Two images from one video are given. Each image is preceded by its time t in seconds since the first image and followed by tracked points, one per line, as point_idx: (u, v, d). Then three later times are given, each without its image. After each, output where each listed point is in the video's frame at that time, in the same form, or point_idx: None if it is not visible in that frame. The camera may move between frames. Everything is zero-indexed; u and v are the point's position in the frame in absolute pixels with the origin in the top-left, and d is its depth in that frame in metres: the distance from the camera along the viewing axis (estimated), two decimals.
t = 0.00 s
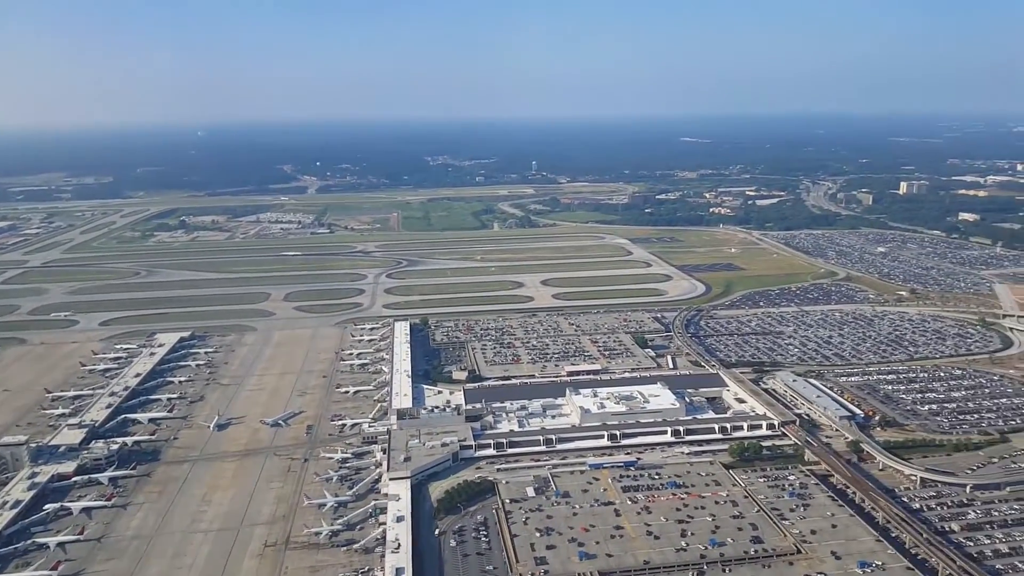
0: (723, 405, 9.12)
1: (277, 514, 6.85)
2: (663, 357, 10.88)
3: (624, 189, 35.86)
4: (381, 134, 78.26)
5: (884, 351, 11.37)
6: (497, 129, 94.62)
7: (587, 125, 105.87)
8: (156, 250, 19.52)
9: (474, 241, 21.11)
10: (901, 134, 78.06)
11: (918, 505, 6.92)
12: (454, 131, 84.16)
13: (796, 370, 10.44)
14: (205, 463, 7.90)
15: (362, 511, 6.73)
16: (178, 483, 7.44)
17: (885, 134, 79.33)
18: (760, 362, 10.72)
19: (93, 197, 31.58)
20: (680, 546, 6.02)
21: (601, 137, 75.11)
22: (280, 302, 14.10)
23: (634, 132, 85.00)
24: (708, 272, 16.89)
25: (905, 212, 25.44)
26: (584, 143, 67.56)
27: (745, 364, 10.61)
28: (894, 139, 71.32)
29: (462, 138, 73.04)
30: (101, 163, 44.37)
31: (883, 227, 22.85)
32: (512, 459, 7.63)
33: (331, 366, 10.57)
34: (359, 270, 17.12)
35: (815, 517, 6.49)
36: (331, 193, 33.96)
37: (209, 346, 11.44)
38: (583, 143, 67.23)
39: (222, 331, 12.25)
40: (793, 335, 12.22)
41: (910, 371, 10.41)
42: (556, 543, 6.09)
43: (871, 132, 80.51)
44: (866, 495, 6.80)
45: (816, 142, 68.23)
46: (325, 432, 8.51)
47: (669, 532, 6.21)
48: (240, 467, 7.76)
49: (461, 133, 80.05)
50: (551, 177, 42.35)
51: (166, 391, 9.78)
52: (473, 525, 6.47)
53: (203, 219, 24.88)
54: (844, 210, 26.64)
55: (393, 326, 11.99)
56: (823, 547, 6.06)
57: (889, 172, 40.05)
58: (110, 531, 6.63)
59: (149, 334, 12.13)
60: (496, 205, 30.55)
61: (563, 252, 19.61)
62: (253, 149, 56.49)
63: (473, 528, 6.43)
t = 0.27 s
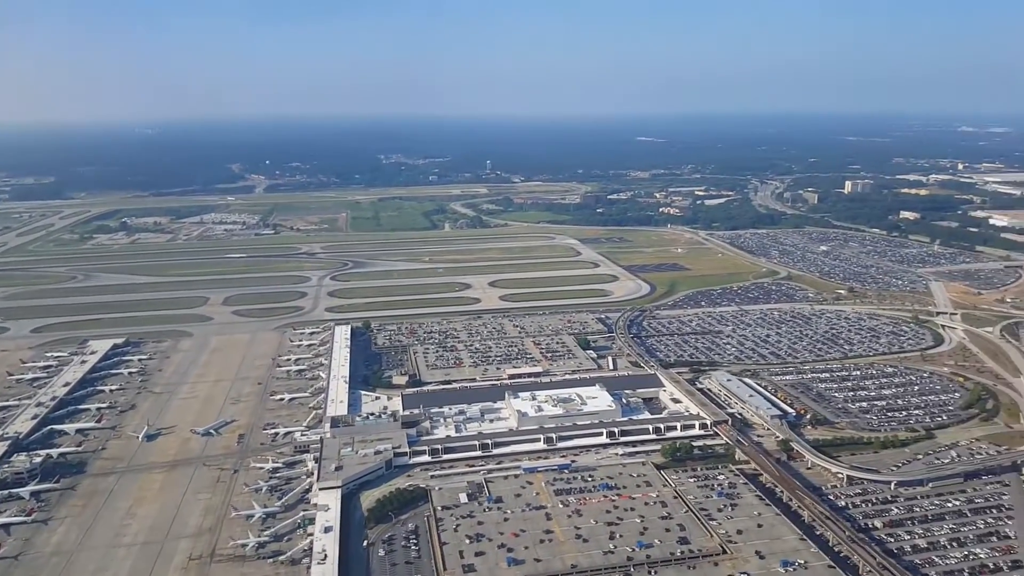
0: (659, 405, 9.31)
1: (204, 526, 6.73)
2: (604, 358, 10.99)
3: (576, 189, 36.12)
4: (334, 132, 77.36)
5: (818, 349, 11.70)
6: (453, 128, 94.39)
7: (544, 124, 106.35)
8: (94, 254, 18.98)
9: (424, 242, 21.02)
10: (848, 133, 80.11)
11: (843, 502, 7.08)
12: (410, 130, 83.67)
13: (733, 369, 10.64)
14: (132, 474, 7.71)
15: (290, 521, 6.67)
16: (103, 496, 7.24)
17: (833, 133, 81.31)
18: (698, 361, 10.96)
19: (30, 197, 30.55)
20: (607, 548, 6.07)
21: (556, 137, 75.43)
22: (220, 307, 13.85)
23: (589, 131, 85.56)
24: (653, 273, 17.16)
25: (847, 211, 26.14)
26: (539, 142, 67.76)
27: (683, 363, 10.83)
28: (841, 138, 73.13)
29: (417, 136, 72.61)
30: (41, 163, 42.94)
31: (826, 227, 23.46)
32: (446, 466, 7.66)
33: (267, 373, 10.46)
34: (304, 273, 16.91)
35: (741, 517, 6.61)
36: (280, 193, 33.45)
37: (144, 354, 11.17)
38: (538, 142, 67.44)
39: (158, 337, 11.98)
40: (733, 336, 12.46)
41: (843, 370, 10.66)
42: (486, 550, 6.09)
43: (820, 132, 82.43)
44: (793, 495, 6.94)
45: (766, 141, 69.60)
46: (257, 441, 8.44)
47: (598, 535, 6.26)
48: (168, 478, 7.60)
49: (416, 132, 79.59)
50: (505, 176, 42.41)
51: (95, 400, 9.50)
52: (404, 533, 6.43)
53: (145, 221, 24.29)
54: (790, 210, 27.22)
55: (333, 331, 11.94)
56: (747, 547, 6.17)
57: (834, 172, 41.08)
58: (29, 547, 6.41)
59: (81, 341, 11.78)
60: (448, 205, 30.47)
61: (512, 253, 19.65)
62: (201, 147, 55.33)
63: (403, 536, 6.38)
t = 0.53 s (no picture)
0: (597, 407, 9.42)
1: (124, 539, 6.51)
2: (545, 360, 11.05)
3: (528, 188, 36.28)
4: (286, 129, 76.28)
5: (755, 348, 11.94)
6: (408, 125, 93.88)
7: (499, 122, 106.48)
8: (26, 255, 18.31)
9: (371, 243, 20.84)
10: (796, 133, 82.02)
11: (772, 503, 7.17)
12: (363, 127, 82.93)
13: (671, 370, 10.75)
14: (52, 486, 7.43)
15: (214, 534, 6.52)
16: (19, 510, 6.94)
17: (781, 132, 83.15)
18: (637, 361, 11.10)
19: None
20: (535, 556, 6.06)
21: (510, 135, 75.58)
22: (156, 310, 13.50)
23: (544, 130, 85.95)
24: (599, 273, 17.34)
25: (791, 211, 26.81)
26: (493, 140, 67.85)
27: (623, 363, 10.95)
28: (789, 138, 74.79)
29: (369, 133, 71.95)
30: None
31: (770, 226, 24.01)
32: (377, 475, 7.63)
33: (199, 379, 10.24)
34: (245, 274, 16.60)
35: (670, 520, 6.66)
36: (227, 192, 32.81)
37: (72, 360, 10.80)
38: (493, 141, 67.54)
39: (89, 342, 11.60)
40: (674, 337, 12.61)
41: (779, 369, 10.85)
42: (413, 560, 6.03)
43: (769, 132, 84.24)
44: (722, 497, 7.03)
45: (717, 141, 70.87)
46: (185, 450, 8.23)
47: (527, 543, 6.25)
48: (90, 490, 7.34)
49: (370, 129, 78.88)
50: (458, 175, 42.37)
51: (18, 409, 9.14)
52: (330, 545, 6.35)
53: (83, 221, 23.56)
54: (736, 210, 27.73)
55: (270, 335, 11.80)
56: (674, 550, 6.21)
57: (780, 171, 42.07)
58: None
59: (5, 347, 11.33)
60: (398, 204, 30.30)
61: (460, 254, 19.60)
62: (146, 144, 54.01)
63: (329, 549, 6.30)
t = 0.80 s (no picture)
0: (527, 412, 9.53)
1: None
2: (475, 367, 11.13)
3: (462, 191, 36.33)
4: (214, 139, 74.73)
5: (681, 343, 12.23)
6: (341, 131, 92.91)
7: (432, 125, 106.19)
8: None
9: (301, 257, 20.60)
10: (724, 126, 84.19)
11: (696, 497, 7.32)
12: (293, 134, 81.74)
13: (601, 369, 10.91)
14: None
15: (130, 568, 6.34)
16: None
17: (710, 126, 85.30)
18: (567, 362, 11.23)
19: None
20: (461, 568, 6.06)
21: (444, 138, 75.43)
22: (72, 336, 13.00)
23: (478, 132, 86.09)
24: (530, 275, 17.50)
25: (717, 205, 27.56)
26: (428, 144, 67.80)
27: (553, 365, 11.07)
28: (718, 132, 76.79)
29: (299, 140, 70.77)
30: None
31: (697, 221, 24.65)
32: (300, 497, 7.69)
33: (117, 407, 9.95)
34: (165, 295, 16.15)
35: (595, 521, 6.73)
36: (150, 207, 31.82)
37: None
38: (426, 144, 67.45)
39: None
40: (605, 336, 12.79)
41: (705, 363, 11.11)
42: None
43: (698, 126, 86.29)
44: (647, 494, 7.16)
45: (648, 137, 72.36)
46: (101, 483, 7.94)
47: (453, 555, 6.25)
48: None
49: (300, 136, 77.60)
50: (391, 180, 42.13)
51: None
52: (251, 571, 6.28)
53: None
54: (666, 207, 28.33)
55: (192, 356, 11.79)
56: (600, 551, 6.27)
57: (708, 166, 43.18)
58: None
59: None
60: (328, 213, 29.94)
61: (392, 262, 19.52)
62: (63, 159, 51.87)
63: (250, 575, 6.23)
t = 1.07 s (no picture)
0: (452, 422, 9.42)
1: None
2: (401, 375, 11.03)
3: (404, 193, 36.15)
4: (152, 132, 72.68)
5: (610, 352, 12.29)
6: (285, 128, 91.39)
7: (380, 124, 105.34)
8: None
9: (233, 258, 20.11)
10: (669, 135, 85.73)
11: (613, 510, 7.28)
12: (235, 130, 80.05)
13: (528, 377, 10.86)
14: None
15: None
16: None
17: (654, 135, 86.81)
18: (495, 369, 11.14)
19: None
20: None
21: (390, 138, 74.92)
22: None
23: (425, 133, 85.78)
24: (466, 279, 17.43)
25: (656, 215, 28.04)
26: (373, 143, 67.20)
27: (481, 373, 10.97)
28: (662, 140, 78.21)
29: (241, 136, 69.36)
30: None
31: (636, 230, 25.03)
32: (206, 511, 7.52)
33: (21, 415, 9.60)
34: (86, 293, 15.58)
35: (509, 537, 6.62)
36: (78, 201, 30.75)
37: None
38: (372, 144, 66.84)
39: None
40: (535, 343, 12.77)
41: (631, 372, 11.17)
42: None
43: (643, 134, 87.70)
44: (564, 508, 7.09)
45: (593, 144, 73.26)
46: None
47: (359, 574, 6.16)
48: None
49: (242, 132, 76.07)
50: (333, 180, 41.64)
51: None
52: None
53: None
54: (606, 215, 28.65)
55: (105, 359, 11.38)
56: (511, 569, 6.17)
57: (650, 174, 43.92)
58: None
59: None
60: (266, 212, 29.42)
61: (326, 265, 19.22)
62: None
63: None
